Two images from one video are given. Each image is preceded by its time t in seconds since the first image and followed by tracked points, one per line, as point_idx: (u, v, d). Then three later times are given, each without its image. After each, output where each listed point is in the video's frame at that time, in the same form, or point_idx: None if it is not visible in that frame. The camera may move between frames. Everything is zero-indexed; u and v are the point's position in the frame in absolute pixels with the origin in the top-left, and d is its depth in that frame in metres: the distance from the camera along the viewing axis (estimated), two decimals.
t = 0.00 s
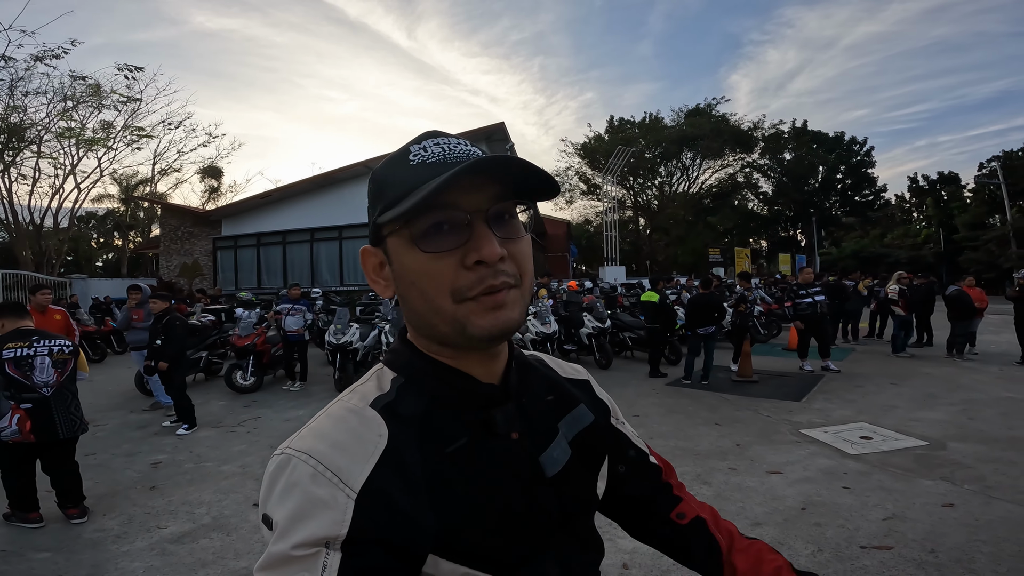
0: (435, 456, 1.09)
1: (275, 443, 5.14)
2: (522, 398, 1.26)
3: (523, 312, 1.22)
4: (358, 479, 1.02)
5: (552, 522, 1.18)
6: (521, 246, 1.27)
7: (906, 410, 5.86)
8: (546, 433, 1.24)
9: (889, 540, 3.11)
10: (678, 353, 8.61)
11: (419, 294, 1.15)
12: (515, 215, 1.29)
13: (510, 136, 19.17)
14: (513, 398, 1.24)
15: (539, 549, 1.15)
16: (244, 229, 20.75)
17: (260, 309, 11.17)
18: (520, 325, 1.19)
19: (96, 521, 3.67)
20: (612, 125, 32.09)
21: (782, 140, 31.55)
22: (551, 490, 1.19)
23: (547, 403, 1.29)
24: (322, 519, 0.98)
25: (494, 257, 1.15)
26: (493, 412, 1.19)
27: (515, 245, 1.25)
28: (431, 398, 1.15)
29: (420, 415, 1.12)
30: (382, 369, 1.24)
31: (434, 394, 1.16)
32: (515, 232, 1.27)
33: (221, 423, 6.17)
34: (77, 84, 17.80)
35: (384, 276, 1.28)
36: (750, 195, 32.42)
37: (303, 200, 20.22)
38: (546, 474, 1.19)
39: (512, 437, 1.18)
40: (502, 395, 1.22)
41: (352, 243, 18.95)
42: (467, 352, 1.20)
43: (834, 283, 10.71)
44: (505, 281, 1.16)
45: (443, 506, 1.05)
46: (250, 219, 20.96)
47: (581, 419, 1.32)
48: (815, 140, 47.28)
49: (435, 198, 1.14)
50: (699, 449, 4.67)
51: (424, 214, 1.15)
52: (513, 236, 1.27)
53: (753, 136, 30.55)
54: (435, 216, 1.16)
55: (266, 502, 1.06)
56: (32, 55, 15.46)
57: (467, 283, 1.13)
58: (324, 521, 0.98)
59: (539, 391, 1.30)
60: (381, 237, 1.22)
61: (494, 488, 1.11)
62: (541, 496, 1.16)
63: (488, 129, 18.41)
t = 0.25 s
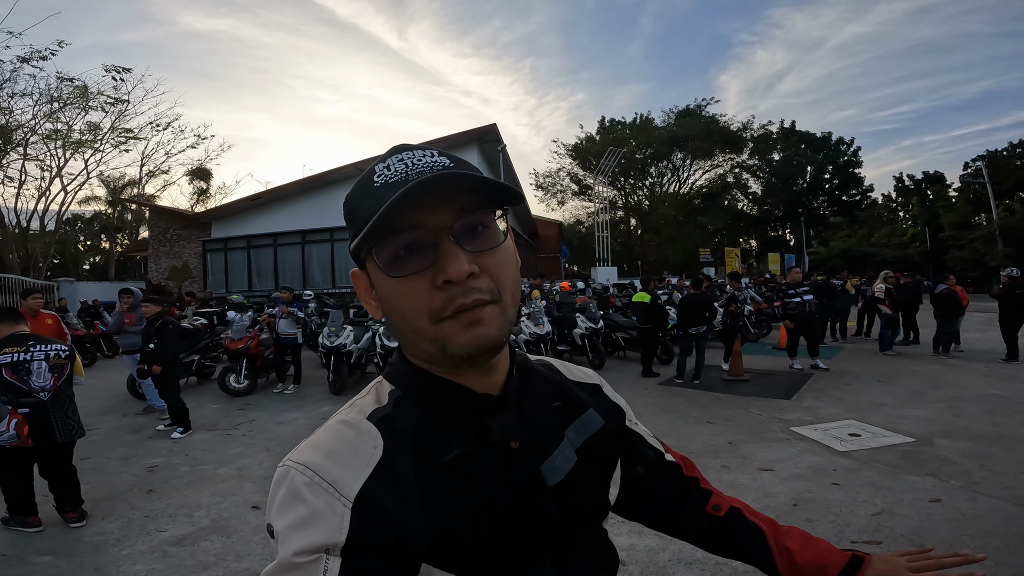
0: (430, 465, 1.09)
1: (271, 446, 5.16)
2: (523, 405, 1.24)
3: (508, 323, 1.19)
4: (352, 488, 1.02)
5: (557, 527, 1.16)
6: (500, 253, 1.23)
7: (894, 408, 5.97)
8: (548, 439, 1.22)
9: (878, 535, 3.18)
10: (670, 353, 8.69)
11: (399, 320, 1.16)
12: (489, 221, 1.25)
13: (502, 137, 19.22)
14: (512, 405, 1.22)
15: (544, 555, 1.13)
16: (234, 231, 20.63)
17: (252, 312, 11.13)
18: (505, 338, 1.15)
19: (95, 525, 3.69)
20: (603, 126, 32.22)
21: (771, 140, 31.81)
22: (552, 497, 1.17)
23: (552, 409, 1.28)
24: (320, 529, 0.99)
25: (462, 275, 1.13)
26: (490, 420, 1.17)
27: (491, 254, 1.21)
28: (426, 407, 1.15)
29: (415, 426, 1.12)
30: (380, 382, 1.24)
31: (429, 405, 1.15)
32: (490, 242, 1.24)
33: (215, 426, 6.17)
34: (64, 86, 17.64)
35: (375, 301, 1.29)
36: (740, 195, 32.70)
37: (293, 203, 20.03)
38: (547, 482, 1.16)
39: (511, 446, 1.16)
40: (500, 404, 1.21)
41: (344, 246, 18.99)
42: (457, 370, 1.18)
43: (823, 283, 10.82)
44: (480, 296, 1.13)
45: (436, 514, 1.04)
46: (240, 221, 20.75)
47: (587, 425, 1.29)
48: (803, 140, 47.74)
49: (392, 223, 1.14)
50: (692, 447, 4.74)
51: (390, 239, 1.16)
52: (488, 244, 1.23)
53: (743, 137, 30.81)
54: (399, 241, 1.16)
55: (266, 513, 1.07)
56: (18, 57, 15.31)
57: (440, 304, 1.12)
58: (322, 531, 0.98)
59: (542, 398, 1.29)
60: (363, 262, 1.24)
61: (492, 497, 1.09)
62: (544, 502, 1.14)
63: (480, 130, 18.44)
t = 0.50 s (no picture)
0: (445, 476, 1.02)
1: (255, 452, 5.13)
2: (544, 412, 1.19)
3: (520, 326, 1.14)
4: (368, 498, 0.99)
5: (579, 541, 1.08)
6: (508, 254, 1.19)
7: (868, 400, 6.15)
8: (571, 445, 1.16)
9: (861, 524, 3.27)
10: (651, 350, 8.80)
11: (409, 329, 1.13)
12: (494, 223, 1.22)
13: (479, 138, 19.22)
14: (533, 412, 1.17)
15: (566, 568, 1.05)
16: (205, 235, 20.19)
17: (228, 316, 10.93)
18: (518, 344, 1.10)
19: (79, 535, 3.63)
20: (580, 127, 32.42)
21: (743, 140, 32.41)
22: (575, 509, 1.09)
23: (576, 415, 1.22)
24: (335, 540, 0.95)
25: (469, 278, 1.09)
26: (508, 426, 1.11)
27: (499, 255, 1.17)
28: (443, 416, 1.10)
29: (429, 435, 1.06)
30: (398, 389, 1.20)
31: (445, 411, 1.10)
32: (495, 240, 1.19)
33: (195, 433, 6.06)
34: (26, 87, 17.08)
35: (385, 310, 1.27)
36: (714, 194, 33.26)
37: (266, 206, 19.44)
38: (569, 491, 1.09)
39: (532, 453, 1.09)
40: (519, 408, 1.15)
41: (321, 249, 18.92)
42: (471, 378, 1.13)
43: (795, 279, 11.00)
44: (490, 299, 1.09)
45: (449, 524, 0.98)
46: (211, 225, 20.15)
47: (611, 434, 1.24)
48: (773, 140, 48.74)
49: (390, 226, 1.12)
50: (677, 442, 4.82)
51: (391, 245, 1.13)
52: (497, 245, 1.19)
53: (716, 137, 31.32)
54: (401, 245, 1.13)
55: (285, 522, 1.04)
56: None
57: (447, 310, 1.08)
58: (338, 541, 0.95)
59: (564, 403, 1.23)
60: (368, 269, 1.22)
61: (510, 508, 1.02)
62: (567, 513, 1.07)
63: (457, 132, 18.39)
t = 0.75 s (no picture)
0: (440, 461, 1.06)
1: (232, 457, 5.13)
2: (544, 396, 1.23)
3: (528, 317, 1.17)
4: (361, 483, 1.02)
5: (574, 526, 1.13)
6: (525, 244, 1.22)
7: (836, 391, 6.34)
8: (570, 432, 1.20)
9: (837, 512, 3.36)
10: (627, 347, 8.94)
11: (416, 300, 1.15)
12: (519, 211, 1.24)
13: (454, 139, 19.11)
14: (532, 398, 1.21)
15: (556, 553, 1.10)
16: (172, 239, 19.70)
17: (198, 321, 10.66)
18: (526, 332, 1.14)
19: (53, 543, 3.61)
20: (554, 127, 32.50)
21: (714, 140, 33.00)
22: (572, 492, 1.14)
23: (577, 400, 1.27)
24: (331, 523, 1.00)
25: (487, 262, 1.12)
26: (506, 412, 1.15)
27: (516, 244, 1.20)
28: (441, 401, 1.13)
29: (426, 420, 1.10)
30: (397, 372, 1.24)
31: (444, 397, 1.14)
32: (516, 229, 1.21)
33: (169, 438, 5.97)
34: None
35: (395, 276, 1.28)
36: (686, 193, 33.79)
37: (238, 207, 19.53)
38: (567, 477, 1.14)
39: (531, 438, 1.13)
40: (517, 394, 1.19)
41: (293, 251, 18.36)
42: (479, 359, 1.17)
43: (765, 275, 11.23)
44: (504, 286, 1.12)
45: (440, 509, 1.02)
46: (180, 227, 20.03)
47: (612, 420, 1.29)
48: (742, 140, 49.69)
49: (420, 199, 1.14)
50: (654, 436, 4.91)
51: (415, 216, 1.15)
52: (516, 234, 1.21)
53: (688, 137, 31.78)
54: (425, 218, 1.15)
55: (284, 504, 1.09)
56: None
57: (461, 287, 1.10)
58: (333, 524, 1.00)
59: (567, 388, 1.28)
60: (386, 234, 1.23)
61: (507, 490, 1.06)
62: (562, 498, 1.11)
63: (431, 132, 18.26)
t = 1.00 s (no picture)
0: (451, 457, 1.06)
1: (203, 465, 5.23)
2: (565, 394, 1.23)
3: (507, 307, 1.13)
4: (371, 475, 1.03)
5: (590, 527, 1.11)
6: (496, 223, 1.17)
7: (802, 382, 6.53)
8: (591, 430, 1.19)
9: (811, 501, 3.44)
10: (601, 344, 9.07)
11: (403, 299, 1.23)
12: (492, 191, 1.20)
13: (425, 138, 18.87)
14: (551, 393, 1.21)
15: (568, 554, 1.08)
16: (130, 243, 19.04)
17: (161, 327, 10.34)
18: (496, 318, 1.11)
19: (23, 553, 3.69)
20: (525, 126, 32.51)
21: (680, 139, 33.54)
22: (589, 492, 1.13)
23: (601, 398, 1.26)
24: (340, 516, 1.01)
25: (443, 251, 1.12)
26: (521, 409, 1.15)
27: (484, 225, 1.16)
28: (455, 395, 1.14)
29: (439, 415, 1.11)
30: (416, 366, 1.26)
31: (459, 391, 1.15)
32: (490, 215, 1.18)
33: (135, 448, 5.90)
34: None
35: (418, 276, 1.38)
36: (654, 191, 34.31)
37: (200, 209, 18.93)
38: (585, 477, 1.13)
39: (547, 437, 1.12)
40: (535, 390, 1.20)
41: (259, 254, 18.00)
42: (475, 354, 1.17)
43: (731, 271, 11.55)
44: (463, 271, 1.10)
45: (451, 506, 1.02)
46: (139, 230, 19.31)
47: (639, 418, 1.28)
48: (708, 138, 50.66)
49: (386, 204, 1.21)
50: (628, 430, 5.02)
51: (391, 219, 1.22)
52: (486, 214, 1.17)
53: (656, 136, 32.21)
54: (396, 220, 1.22)
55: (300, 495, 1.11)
56: None
57: (425, 282, 1.13)
58: (343, 516, 1.01)
59: (590, 385, 1.27)
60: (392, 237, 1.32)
61: (520, 489, 1.05)
62: (579, 498, 1.10)
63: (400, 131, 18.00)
